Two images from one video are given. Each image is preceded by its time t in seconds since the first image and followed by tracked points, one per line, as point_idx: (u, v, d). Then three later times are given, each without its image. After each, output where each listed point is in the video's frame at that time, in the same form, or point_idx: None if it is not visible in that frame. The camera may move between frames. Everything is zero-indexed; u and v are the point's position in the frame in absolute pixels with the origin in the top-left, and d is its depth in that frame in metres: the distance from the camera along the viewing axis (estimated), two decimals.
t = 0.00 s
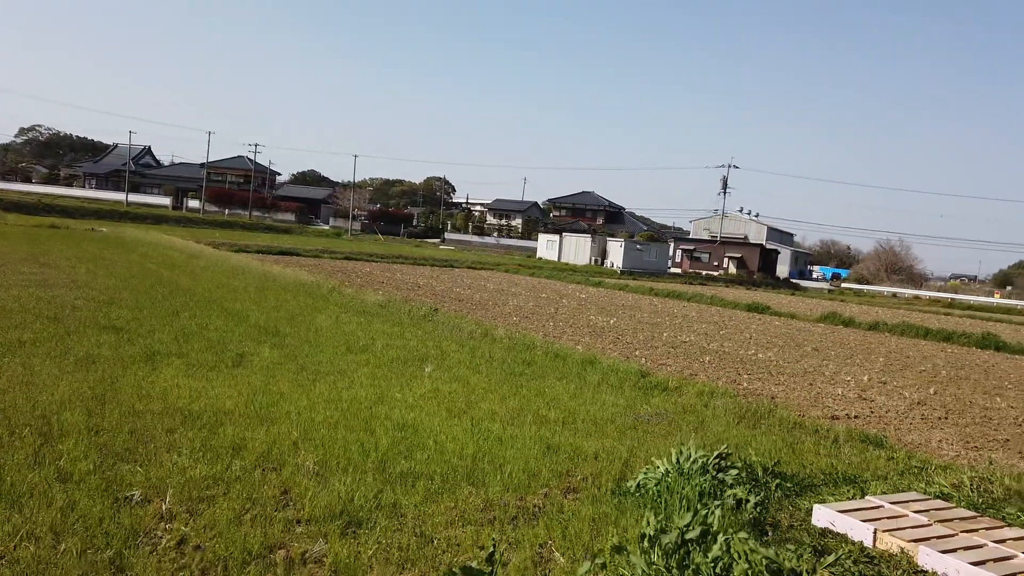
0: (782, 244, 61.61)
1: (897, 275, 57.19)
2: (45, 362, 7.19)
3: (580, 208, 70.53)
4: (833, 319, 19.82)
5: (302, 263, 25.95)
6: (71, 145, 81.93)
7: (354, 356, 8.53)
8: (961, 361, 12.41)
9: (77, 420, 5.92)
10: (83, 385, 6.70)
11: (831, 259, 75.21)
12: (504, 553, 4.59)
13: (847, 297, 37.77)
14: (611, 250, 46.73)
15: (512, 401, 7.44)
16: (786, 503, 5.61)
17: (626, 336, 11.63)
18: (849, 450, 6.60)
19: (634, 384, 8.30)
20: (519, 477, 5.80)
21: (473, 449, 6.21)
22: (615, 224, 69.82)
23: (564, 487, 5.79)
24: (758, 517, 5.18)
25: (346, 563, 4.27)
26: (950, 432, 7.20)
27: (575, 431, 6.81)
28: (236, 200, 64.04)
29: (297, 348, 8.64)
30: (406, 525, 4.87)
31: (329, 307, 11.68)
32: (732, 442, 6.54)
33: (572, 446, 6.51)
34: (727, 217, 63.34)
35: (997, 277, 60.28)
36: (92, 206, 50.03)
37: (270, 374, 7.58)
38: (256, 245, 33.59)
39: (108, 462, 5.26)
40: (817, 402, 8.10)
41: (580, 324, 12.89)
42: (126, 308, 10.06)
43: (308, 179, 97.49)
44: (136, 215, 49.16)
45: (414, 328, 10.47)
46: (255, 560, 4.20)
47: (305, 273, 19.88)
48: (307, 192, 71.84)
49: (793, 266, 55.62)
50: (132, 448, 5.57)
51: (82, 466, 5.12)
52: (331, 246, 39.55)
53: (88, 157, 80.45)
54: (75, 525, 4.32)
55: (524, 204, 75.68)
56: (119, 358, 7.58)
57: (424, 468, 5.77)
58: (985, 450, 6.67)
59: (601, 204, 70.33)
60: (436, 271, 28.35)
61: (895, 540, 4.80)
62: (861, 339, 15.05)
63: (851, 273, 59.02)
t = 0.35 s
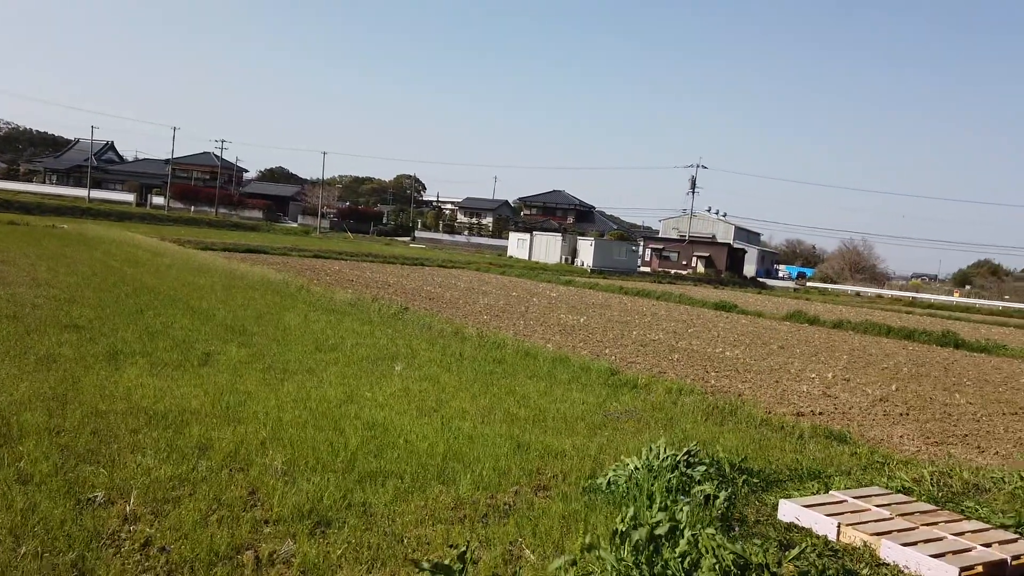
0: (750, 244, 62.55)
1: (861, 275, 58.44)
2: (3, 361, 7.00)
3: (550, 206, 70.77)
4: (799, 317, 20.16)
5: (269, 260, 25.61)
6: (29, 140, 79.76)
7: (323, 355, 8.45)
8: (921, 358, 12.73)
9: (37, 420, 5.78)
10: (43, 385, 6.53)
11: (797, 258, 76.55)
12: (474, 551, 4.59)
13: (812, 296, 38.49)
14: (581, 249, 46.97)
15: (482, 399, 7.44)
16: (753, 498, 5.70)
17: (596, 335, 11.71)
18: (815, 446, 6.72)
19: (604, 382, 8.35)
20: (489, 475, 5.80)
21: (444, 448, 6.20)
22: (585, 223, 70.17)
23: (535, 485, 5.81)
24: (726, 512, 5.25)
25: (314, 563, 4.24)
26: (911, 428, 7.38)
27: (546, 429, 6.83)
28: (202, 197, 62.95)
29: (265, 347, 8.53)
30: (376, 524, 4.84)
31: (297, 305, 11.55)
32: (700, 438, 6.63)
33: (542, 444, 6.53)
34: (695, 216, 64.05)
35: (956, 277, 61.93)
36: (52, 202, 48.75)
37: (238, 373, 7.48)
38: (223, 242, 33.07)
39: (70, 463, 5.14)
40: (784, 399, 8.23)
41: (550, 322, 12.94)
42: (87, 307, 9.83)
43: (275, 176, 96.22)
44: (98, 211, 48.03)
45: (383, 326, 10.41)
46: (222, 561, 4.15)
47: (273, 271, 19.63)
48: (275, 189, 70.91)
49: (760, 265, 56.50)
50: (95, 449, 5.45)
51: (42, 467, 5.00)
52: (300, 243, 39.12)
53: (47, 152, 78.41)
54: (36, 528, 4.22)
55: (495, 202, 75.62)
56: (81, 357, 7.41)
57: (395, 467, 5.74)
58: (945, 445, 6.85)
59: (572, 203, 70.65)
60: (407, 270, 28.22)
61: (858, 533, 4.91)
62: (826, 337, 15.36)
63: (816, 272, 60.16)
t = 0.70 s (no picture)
0: (719, 242, 63.34)
1: (826, 272, 59.59)
2: None
3: (522, 203, 70.88)
4: (766, 314, 20.48)
5: (237, 256, 25.27)
6: None
7: (292, 352, 8.35)
8: (884, 355, 13.02)
9: None
10: (3, 383, 6.37)
11: (765, 256, 77.71)
12: (445, 548, 4.60)
13: (779, 293, 39.14)
14: (552, 246, 47.15)
15: (454, 396, 7.43)
16: (721, 492, 5.78)
17: (567, 332, 11.76)
18: (781, 441, 6.84)
19: (575, 379, 8.40)
20: (461, 473, 5.80)
21: (415, 445, 6.18)
22: (557, 220, 70.39)
23: (506, 481, 5.82)
24: (694, 507, 5.32)
25: (283, 562, 4.20)
26: (875, 423, 7.54)
27: (517, 426, 6.84)
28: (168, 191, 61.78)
29: (233, 344, 8.41)
30: (345, 522, 4.82)
31: (266, 302, 11.41)
32: (670, 434, 6.70)
33: (514, 441, 6.54)
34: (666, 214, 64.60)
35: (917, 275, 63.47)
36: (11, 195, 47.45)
37: (205, 370, 7.37)
38: (189, 237, 32.53)
39: (30, 463, 5.03)
40: (751, 395, 8.37)
41: (522, 319, 12.97)
42: (49, 303, 9.60)
43: (243, 171, 94.75)
44: (59, 205, 46.87)
45: (353, 323, 10.33)
46: (188, 561, 4.09)
47: (241, 267, 19.38)
48: (243, 184, 69.83)
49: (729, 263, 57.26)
50: (56, 447, 5.33)
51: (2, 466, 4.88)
52: (267, 239, 38.59)
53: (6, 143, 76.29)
54: None
55: (467, 199, 75.42)
56: (43, 354, 7.24)
57: (364, 465, 5.71)
58: (907, 440, 7.02)
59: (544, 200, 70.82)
60: (377, 266, 28.06)
61: (823, 527, 5.03)
62: (792, 334, 15.62)
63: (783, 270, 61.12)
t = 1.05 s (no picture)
0: (694, 240, 63.91)
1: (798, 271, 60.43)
2: None
3: (498, 201, 70.87)
4: (739, 312, 20.71)
5: (208, 253, 24.94)
6: None
7: (265, 349, 8.26)
8: (854, 352, 13.23)
9: None
10: None
11: (736, 255, 78.63)
12: (419, 546, 4.58)
13: (752, 291, 39.61)
14: (528, 244, 47.21)
15: (429, 394, 7.40)
16: (693, 488, 5.82)
17: (543, 329, 11.79)
18: (753, 438, 6.91)
19: (550, 377, 8.41)
20: (435, 470, 5.78)
21: (390, 442, 6.14)
22: (533, 218, 70.49)
23: (480, 479, 5.81)
24: (667, 503, 5.35)
25: (255, 561, 4.16)
26: (844, 419, 7.67)
27: (492, 423, 6.83)
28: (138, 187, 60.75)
29: (205, 342, 8.30)
30: (318, 521, 4.78)
31: (238, 299, 11.27)
32: (645, 430, 6.73)
33: (489, 438, 6.53)
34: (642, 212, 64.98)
35: (887, 273, 64.63)
36: None
37: (176, 368, 7.27)
38: (159, 233, 32.04)
39: None
40: (724, 392, 8.45)
41: (497, 317, 12.98)
42: (13, 299, 9.39)
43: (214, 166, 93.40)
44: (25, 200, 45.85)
45: (327, 321, 10.24)
46: (158, 561, 4.03)
47: (212, 264, 19.12)
48: (217, 180, 68.87)
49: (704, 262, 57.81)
50: (21, 446, 5.22)
51: None
52: (240, 236, 38.11)
53: None
54: None
55: (444, 196, 75.18)
56: (7, 352, 7.08)
57: (338, 463, 5.66)
58: (875, 436, 7.14)
59: (520, 198, 70.88)
60: (352, 263, 27.85)
61: (794, 522, 5.10)
62: (764, 332, 15.82)
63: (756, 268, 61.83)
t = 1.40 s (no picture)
0: (670, 240, 64.38)
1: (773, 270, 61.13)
2: None
3: (475, 199, 70.79)
4: (714, 311, 20.91)
5: (181, 251, 24.63)
6: None
7: (239, 349, 8.17)
8: (826, 350, 13.43)
9: None
10: None
11: (711, 254, 79.36)
12: (394, 545, 4.56)
13: (727, 290, 40.01)
14: (505, 242, 47.22)
15: (404, 393, 7.37)
16: (668, 485, 5.85)
17: (520, 328, 11.80)
18: (727, 435, 6.97)
19: (527, 375, 8.43)
20: (411, 469, 5.75)
21: (365, 441, 6.10)
22: (510, 216, 70.52)
23: (456, 478, 5.79)
24: (642, 500, 5.38)
25: (227, 563, 4.11)
26: (817, 416, 7.77)
27: (469, 422, 6.82)
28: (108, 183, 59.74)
29: (176, 341, 8.18)
30: (292, 521, 4.74)
31: (211, 298, 11.12)
32: (620, 428, 6.76)
33: (465, 437, 6.51)
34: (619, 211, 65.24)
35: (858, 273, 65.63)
36: None
37: (148, 368, 7.16)
38: (131, 231, 31.56)
39: None
40: (699, 390, 8.52)
41: (474, 315, 12.97)
42: None
43: (187, 163, 92.14)
44: None
45: (302, 320, 10.14)
46: (127, 564, 3.97)
47: (185, 262, 18.88)
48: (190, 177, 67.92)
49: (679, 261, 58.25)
50: None
51: None
52: (213, 234, 37.64)
53: None
54: None
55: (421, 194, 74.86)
56: None
57: (312, 463, 5.61)
58: (847, 433, 7.24)
59: (497, 196, 70.87)
60: (328, 262, 27.67)
61: (766, 518, 5.16)
62: (738, 330, 15.98)
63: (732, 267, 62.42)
